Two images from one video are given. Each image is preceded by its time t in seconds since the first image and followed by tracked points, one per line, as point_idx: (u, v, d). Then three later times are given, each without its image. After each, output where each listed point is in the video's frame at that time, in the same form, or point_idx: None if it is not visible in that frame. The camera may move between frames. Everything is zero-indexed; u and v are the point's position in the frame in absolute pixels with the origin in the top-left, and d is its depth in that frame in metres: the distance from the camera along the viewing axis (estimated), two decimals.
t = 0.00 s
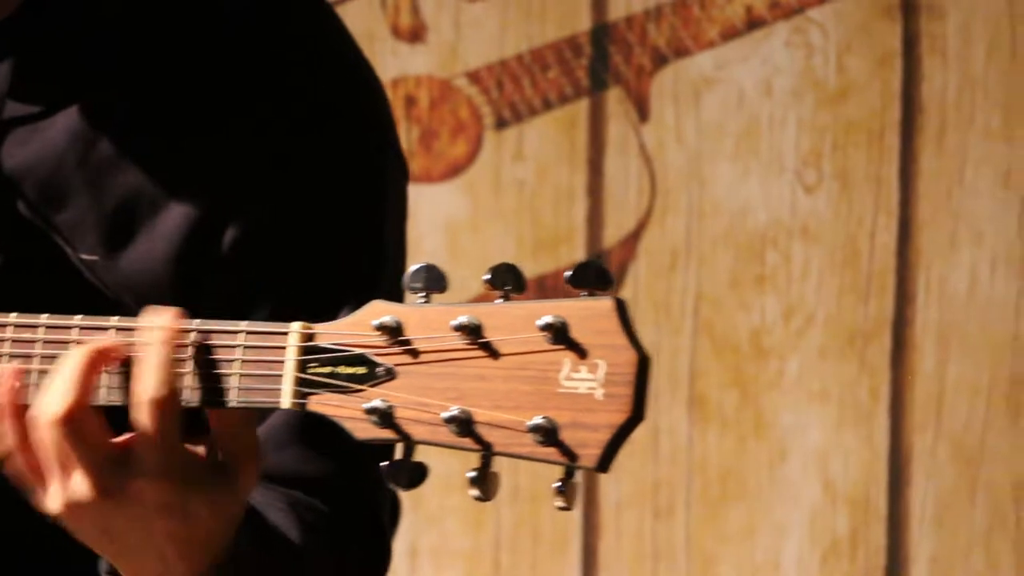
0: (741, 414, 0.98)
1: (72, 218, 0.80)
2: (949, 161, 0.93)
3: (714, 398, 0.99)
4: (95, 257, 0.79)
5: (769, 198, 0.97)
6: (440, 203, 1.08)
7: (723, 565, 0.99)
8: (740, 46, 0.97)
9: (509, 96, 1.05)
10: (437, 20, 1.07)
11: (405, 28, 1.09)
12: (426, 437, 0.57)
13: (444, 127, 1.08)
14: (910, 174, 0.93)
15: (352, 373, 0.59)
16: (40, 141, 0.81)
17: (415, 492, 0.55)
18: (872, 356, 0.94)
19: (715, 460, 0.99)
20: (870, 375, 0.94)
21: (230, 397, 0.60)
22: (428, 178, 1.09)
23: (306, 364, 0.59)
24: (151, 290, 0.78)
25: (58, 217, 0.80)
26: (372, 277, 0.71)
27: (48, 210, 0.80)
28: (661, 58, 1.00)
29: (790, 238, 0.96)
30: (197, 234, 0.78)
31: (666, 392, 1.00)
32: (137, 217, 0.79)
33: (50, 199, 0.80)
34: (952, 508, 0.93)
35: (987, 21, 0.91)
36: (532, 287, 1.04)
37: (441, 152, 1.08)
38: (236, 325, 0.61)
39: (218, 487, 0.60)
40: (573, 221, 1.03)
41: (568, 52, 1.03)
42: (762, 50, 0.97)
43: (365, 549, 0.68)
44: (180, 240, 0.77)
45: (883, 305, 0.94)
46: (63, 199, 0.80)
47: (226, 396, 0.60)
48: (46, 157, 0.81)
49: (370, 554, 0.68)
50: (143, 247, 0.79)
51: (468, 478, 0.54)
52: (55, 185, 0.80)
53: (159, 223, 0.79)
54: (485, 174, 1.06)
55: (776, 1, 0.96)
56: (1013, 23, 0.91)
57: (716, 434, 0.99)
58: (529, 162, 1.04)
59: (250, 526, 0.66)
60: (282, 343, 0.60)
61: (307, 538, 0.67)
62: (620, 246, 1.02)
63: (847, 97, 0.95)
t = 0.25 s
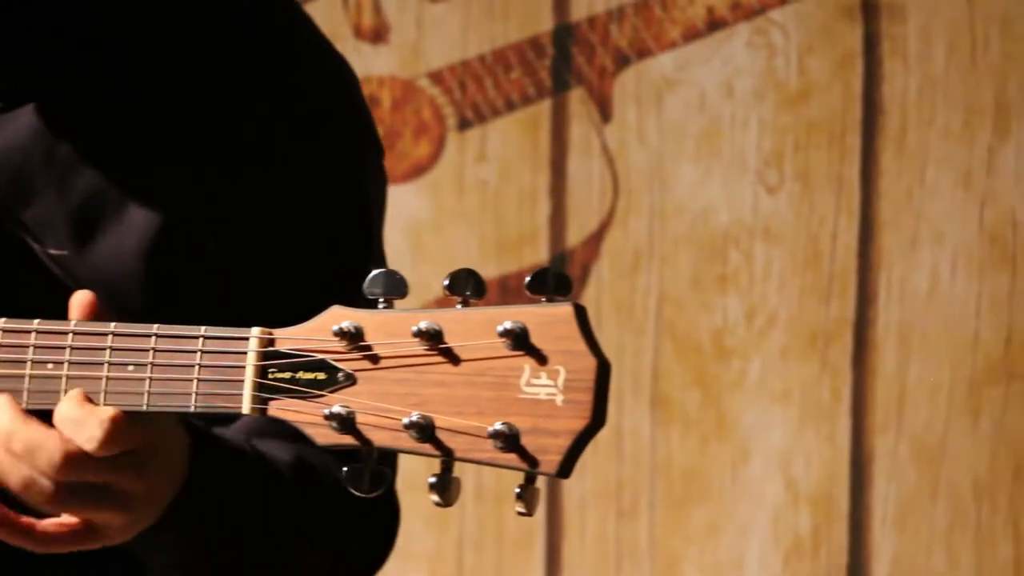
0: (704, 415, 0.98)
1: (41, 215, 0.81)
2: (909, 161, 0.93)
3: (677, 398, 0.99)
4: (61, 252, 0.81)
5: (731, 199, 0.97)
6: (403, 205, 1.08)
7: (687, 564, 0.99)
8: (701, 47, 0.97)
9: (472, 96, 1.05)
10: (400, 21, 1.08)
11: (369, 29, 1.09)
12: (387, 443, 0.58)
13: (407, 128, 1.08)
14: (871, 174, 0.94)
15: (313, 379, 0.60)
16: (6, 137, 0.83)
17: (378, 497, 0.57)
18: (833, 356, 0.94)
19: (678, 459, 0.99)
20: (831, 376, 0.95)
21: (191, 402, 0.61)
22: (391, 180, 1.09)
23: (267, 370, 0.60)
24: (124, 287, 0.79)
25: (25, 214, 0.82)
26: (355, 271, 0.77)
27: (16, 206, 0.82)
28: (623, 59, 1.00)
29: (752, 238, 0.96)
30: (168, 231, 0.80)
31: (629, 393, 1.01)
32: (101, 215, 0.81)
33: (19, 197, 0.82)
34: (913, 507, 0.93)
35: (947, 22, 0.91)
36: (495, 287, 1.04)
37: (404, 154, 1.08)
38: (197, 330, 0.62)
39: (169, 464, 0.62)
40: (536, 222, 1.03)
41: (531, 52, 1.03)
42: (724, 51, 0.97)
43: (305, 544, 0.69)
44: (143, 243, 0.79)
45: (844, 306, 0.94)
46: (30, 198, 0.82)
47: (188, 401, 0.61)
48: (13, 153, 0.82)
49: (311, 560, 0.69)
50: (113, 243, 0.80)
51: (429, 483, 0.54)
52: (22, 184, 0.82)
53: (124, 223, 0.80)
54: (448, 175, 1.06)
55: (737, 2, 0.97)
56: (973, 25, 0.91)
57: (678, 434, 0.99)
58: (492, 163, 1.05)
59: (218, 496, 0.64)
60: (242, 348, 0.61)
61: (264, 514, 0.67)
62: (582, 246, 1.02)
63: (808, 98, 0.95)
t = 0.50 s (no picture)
0: (673, 415, 0.98)
1: (13, 212, 0.83)
2: (876, 162, 0.93)
3: (646, 398, 0.99)
4: (34, 249, 0.82)
5: (699, 199, 0.97)
6: (369, 206, 1.07)
7: (655, 564, 0.99)
8: (669, 47, 0.98)
9: (440, 97, 1.05)
10: (368, 21, 1.07)
11: (335, 30, 1.09)
12: (363, 441, 0.58)
13: (374, 129, 1.07)
14: (839, 175, 0.94)
15: (288, 376, 0.60)
16: None
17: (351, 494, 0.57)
18: (801, 355, 0.95)
19: (647, 459, 0.99)
20: (800, 375, 0.95)
21: (166, 401, 0.62)
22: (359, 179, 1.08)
23: (242, 368, 0.61)
24: (98, 284, 0.80)
25: None
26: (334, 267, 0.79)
27: None
28: (591, 60, 1.00)
29: (720, 239, 0.97)
30: (146, 228, 0.81)
31: (598, 393, 1.01)
32: (76, 212, 0.82)
33: None
34: (881, 506, 0.93)
35: (913, 24, 0.92)
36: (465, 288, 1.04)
37: (372, 154, 1.08)
38: (172, 329, 0.63)
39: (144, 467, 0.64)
40: (505, 222, 1.03)
41: (499, 53, 1.03)
42: (691, 51, 0.97)
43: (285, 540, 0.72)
44: (117, 240, 0.80)
45: (812, 305, 0.95)
46: (5, 192, 0.84)
47: (162, 401, 0.62)
48: None
49: (293, 558, 0.72)
50: (88, 239, 0.81)
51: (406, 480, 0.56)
52: None
53: (97, 220, 0.82)
54: (416, 177, 1.06)
55: (704, 2, 0.97)
56: (939, 27, 0.92)
57: (647, 434, 0.99)
58: (460, 164, 1.04)
59: (191, 503, 0.67)
60: (218, 346, 0.61)
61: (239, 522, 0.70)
62: (551, 247, 1.02)
63: (775, 98, 0.95)
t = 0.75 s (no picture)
0: (638, 415, 0.98)
1: None
2: (839, 162, 0.94)
3: (612, 399, 0.99)
4: None
5: (664, 200, 0.97)
6: (334, 207, 1.07)
7: (621, 564, 0.99)
8: (634, 49, 0.98)
9: (405, 99, 1.05)
10: (333, 23, 1.07)
11: (300, 31, 1.09)
12: (322, 437, 0.60)
13: (339, 131, 1.07)
14: (802, 175, 0.94)
15: (248, 373, 0.62)
16: None
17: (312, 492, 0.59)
18: (765, 356, 0.95)
19: (612, 460, 0.99)
20: (764, 376, 0.95)
21: (126, 397, 0.64)
22: (324, 180, 1.08)
23: (202, 364, 0.62)
24: (61, 284, 0.79)
25: None
26: (292, 270, 0.78)
27: None
28: (555, 61, 1.00)
29: (685, 239, 0.97)
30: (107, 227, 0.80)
31: (563, 395, 1.01)
32: (38, 214, 0.81)
33: None
34: (844, 506, 0.94)
35: (876, 25, 0.93)
36: (430, 288, 1.04)
37: (337, 155, 1.08)
38: (132, 326, 0.64)
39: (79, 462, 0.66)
40: (470, 224, 1.03)
41: (463, 55, 1.03)
42: (656, 53, 0.97)
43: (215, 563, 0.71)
44: (79, 240, 0.79)
45: (776, 307, 0.95)
46: None
47: (123, 397, 0.64)
48: None
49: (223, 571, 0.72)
50: (51, 240, 0.80)
51: (365, 478, 0.58)
52: None
53: (59, 222, 0.80)
54: (382, 178, 1.06)
55: (669, 4, 0.97)
56: (902, 28, 0.92)
57: (613, 435, 0.99)
58: (425, 164, 1.04)
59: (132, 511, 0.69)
60: (178, 343, 0.63)
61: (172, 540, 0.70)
62: (516, 248, 1.02)
63: (739, 99, 0.96)
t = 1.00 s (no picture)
0: (608, 425, 0.98)
1: None
2: (808, 172, 0.94)
3: (582, 409, 0.99)
4: None
5: (633, 209, 0.97)
6: (300, 218, 1.07)
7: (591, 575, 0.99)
8: (603, 59, 0.98)
9: (375, 109, 1.05)
10: (303, 33, 1.07)
11: (270, 41, 1.08)
12: (293, 446, 0.60)
13: (309, 141, 1.07)
14: (771, 185, 0.95)
15: (219, 383, 0.62)
16: None
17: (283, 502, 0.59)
18: (736, 366, 0.95)
19: (581, 470, 0.99)
20: (734, 386, 0.95)
21: (96, 409, 0.64)
22: (292, 191, 1.07)
23: (172, 375, 0.62)
24: (22, 294, 0.77)
25: None
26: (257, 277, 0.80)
27: None
28: (525, 71, 1.00)
29: (655, 249, 0.97)
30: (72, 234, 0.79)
31: (533, 405, 1.01)
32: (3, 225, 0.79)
33: None
34: (814, 515, 0.94)
35: (844, 36, 0.93)
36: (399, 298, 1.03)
37: (306, 165, 1.07)
38: (102, 337, 0.64)
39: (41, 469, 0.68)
40: (439, 234, 1.03)
41: (433, 65, 1.03)
42: (625, 64, 0.98)
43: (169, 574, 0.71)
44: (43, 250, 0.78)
45: (745, 317, 0.95)
46: None
47: (93, 409, 0.64)
48: None
49: None
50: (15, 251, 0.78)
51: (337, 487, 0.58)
52: None
53: (23, 234, 0.78)
54: (351, 189, 1.05)
55: (638, 14, 0.97)
56: (869, 38, 0.93)
57: (582, 445, 0.99)
58: (395, 174, 1.04)
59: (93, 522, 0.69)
60: (147, 354, 0.62)
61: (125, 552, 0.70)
62: (485, 258, 1.01)
63: (709, 109, 0.96)
